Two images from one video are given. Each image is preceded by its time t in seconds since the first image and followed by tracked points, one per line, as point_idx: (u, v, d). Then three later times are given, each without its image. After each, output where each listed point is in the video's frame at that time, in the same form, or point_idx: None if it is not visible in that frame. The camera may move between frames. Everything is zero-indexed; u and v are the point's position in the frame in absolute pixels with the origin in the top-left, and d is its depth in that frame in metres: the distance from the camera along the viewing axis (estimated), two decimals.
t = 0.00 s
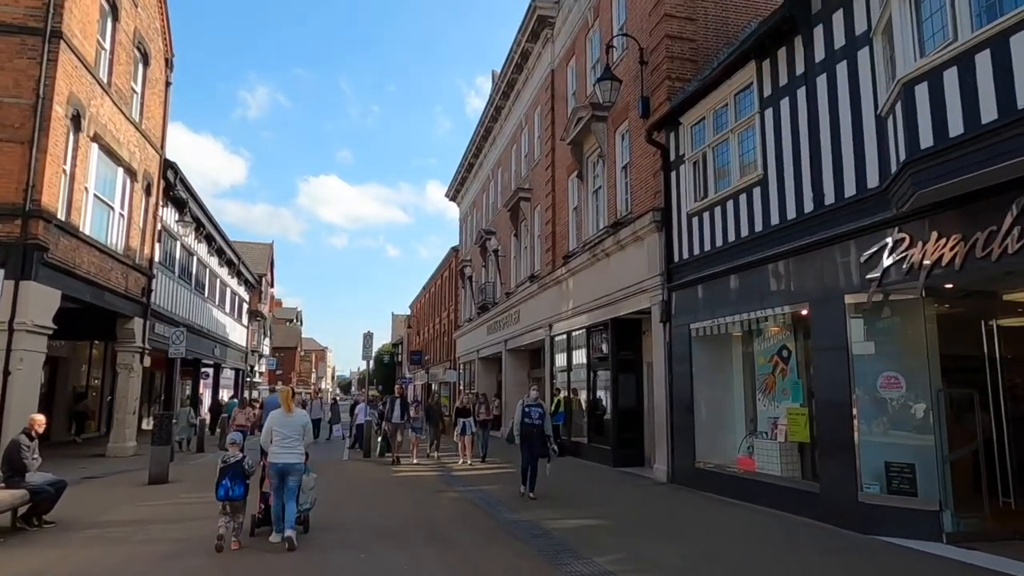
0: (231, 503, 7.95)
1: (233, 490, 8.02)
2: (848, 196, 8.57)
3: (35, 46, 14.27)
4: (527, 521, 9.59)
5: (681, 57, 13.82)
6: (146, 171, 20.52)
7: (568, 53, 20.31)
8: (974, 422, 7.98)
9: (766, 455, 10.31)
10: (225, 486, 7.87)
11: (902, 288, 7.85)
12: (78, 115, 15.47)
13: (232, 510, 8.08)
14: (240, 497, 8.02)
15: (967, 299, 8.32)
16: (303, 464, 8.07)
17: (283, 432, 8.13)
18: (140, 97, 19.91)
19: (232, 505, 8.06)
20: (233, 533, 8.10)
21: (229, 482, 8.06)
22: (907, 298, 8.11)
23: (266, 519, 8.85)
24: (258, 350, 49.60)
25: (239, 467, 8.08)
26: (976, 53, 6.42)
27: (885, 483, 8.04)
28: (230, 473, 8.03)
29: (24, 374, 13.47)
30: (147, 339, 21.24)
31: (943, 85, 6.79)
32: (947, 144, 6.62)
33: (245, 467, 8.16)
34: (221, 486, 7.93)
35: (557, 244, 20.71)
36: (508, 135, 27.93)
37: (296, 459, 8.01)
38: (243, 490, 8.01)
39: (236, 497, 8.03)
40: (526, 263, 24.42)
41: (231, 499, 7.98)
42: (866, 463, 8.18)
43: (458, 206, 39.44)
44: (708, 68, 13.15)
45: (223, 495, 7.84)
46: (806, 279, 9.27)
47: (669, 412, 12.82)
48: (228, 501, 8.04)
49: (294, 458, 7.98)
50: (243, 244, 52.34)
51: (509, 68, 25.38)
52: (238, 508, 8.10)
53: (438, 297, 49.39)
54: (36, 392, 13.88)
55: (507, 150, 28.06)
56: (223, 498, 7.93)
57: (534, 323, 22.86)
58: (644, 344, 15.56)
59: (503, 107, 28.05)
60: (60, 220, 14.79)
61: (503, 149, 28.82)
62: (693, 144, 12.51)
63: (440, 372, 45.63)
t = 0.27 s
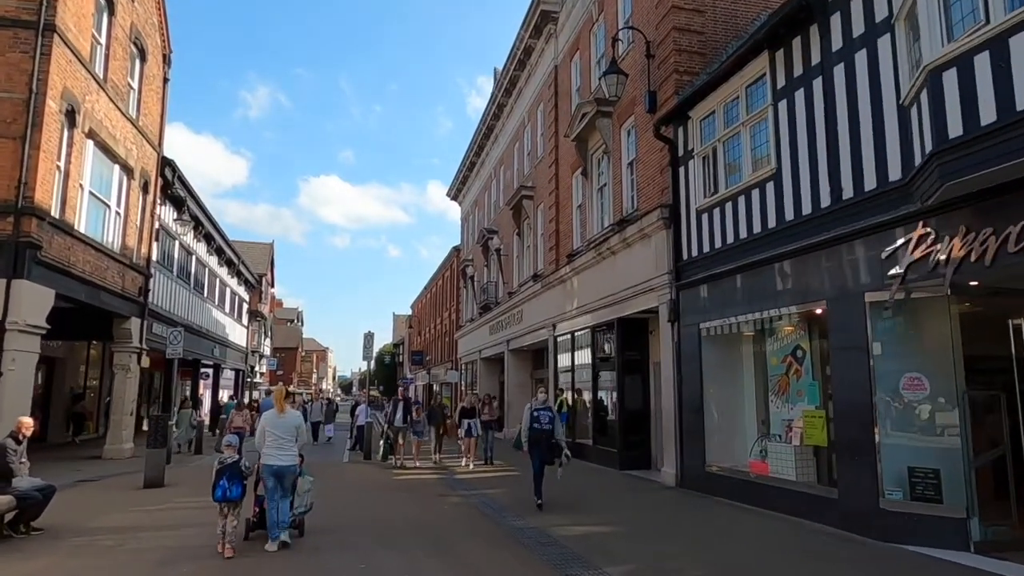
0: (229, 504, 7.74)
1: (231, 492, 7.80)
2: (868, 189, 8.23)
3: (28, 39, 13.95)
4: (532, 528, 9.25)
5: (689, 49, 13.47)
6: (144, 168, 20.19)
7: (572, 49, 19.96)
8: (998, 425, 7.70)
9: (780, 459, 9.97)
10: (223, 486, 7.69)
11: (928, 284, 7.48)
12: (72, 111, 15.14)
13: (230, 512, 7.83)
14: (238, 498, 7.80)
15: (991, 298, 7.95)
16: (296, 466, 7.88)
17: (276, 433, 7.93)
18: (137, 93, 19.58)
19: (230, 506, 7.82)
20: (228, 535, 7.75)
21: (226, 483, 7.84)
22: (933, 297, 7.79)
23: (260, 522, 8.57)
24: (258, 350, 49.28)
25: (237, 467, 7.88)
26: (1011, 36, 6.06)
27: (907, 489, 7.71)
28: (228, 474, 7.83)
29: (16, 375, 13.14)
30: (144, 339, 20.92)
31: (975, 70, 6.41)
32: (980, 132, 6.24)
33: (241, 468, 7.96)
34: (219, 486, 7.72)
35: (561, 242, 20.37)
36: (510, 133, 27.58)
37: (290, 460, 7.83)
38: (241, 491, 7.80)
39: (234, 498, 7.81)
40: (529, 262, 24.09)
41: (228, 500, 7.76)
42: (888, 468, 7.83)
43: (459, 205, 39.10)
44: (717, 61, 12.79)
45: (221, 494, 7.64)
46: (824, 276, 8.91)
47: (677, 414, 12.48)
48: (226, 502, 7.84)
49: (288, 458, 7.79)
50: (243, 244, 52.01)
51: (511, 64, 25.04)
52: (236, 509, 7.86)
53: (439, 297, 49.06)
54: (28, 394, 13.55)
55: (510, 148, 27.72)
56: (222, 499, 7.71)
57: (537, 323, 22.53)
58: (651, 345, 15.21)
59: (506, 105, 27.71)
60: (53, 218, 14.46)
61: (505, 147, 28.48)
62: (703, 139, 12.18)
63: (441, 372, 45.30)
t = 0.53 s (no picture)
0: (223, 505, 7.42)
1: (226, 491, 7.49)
2: (895, 177, 7.85)
3: (22, 28, 13.57)
4: (541, 532, 8.89)
5: (700, 38, 13.09)
6: (142, 163, 19.85)
7: (578, 41, 19.60)
8: None
9: (799, 460, 9.61)
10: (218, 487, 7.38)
11: (960, 276, 7.11)
12: (68, 102, 14.77)
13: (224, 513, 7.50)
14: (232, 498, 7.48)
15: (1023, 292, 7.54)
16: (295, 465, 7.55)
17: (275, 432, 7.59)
18: (135, 86, 19.22)
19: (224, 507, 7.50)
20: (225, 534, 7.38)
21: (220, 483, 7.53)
22: (963, 289, 7.36)
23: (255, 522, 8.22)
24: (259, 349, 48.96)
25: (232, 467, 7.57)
26: None
27: (937, 491, 7.36)
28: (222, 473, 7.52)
29: (9, 372, 12.80)
30: (143, 336, 20.57)
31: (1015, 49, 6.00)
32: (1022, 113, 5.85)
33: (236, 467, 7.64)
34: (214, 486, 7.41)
35: (566, 238, 20.01)
36: (514, 128, 27.23)
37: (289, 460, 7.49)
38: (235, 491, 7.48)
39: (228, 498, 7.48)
40: (533, 259, 23.74)
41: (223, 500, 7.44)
42: (917, 470, 7.48)
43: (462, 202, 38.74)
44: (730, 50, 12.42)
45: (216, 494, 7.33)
46: (846, 269, 8.54)
47: (688, 413, 12.10)
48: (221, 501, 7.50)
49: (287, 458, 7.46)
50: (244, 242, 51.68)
51: (516, 58, 24.68)
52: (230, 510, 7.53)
53: (442, 296, 48.73)
54: (22, 391, 13.20)
55: (514, 143, 27.37)
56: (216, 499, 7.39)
57: (542, 321, 22.17)
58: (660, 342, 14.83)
59: (509, 100, 27.36)
60: (48, 211, 14.11)
61: (509, 143, 28.13)
62: (716, 129, 11.82)
63: (443, 371, 44.95)
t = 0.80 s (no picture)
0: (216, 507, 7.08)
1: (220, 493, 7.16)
2: (920, 168, 7.50)
3: (13, 18, 13.20)
4: (548, 538, 8.52)
5: (710, 28, 12.73)
6: (138, 158, 19.50)
7: (582, 34, 19.24)
8: None
9: (815, 463, 9.25)
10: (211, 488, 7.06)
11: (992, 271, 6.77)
12: (61, 95, 14.40)
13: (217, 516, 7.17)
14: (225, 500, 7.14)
15: None
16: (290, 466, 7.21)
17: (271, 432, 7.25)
18: (131, 80, 18.86)
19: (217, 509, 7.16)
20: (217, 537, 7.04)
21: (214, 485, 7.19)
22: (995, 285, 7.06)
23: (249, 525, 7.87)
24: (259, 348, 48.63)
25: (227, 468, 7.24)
26: None
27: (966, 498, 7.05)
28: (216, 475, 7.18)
29: None
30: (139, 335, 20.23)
31: None
32: None
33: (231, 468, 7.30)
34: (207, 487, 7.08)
35: (571, 235, 19.66)
36: (517, 125, 26.87)
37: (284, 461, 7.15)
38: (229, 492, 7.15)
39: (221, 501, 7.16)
40: (536, 256, 23.39)
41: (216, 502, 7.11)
42: (946, 476, 7.13)
43: (463, 200, 38.39)
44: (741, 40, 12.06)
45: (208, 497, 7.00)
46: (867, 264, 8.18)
47: (698, 414, 11.76)
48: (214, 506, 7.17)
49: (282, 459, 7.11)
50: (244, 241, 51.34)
51: (519, 53, 24.31)
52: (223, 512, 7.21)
53: (443, 295, 48.41)
54: (13, 392, 12.86)
55: (516, 140, 27.00)
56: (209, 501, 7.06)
57: (545, 320, 21.83)
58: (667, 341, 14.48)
59: (512, 96, 26.99)
60: (41, 207, 13.76)
61: (511, 140, 27.77)
62: (728, 122, 11.47)
63: (445, 371, 44.61)
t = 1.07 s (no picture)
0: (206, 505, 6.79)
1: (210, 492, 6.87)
2: (941, 154, 7.18)
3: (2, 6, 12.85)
4: (551, 541, 8.19)
5: (716, 16, 12.42)
6: (133, 153, 19.17)
7: (584, 27, 18.92)
8: None
9: (829, 463, 8.92)
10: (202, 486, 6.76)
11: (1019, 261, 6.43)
12: (52, 86, 14.07)
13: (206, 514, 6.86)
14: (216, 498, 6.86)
15: None
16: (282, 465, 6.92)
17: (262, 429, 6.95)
18: (125, 73, 18.53)
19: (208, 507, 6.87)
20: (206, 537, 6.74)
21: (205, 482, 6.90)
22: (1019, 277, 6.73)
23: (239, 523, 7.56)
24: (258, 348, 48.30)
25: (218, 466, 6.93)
26: None
27: (992, 500, 6.73)
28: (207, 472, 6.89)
29: None
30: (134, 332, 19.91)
31: None
32: None
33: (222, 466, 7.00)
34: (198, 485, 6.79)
35: (573, 231, 19.35)
36: (518, 121, 26.55)
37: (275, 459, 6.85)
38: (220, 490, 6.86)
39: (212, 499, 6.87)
40: (538, 254, 23.08)
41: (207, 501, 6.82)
42: (969, 477, 6.81)
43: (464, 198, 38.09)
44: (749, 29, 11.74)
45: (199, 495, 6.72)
46: (883, 256, 7.86)
47: (705, 412, 11.45)
48: (203, 502, 6.88)
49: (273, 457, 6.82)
50: (242, 240, 51.01)
51: (520, 48, 23.99)
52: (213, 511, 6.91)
53: (443, 293, 48.10)
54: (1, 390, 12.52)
55: (517, 136, 26.68)
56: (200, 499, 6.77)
57: (546, 317, 21.51)
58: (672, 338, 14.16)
59: (513, 91, 26.66)
60: (31, 200, 13.44)
61: (512, 136, 27.46)
62: (736, 111, 11.15)
63: (445, 370, 44.27)
